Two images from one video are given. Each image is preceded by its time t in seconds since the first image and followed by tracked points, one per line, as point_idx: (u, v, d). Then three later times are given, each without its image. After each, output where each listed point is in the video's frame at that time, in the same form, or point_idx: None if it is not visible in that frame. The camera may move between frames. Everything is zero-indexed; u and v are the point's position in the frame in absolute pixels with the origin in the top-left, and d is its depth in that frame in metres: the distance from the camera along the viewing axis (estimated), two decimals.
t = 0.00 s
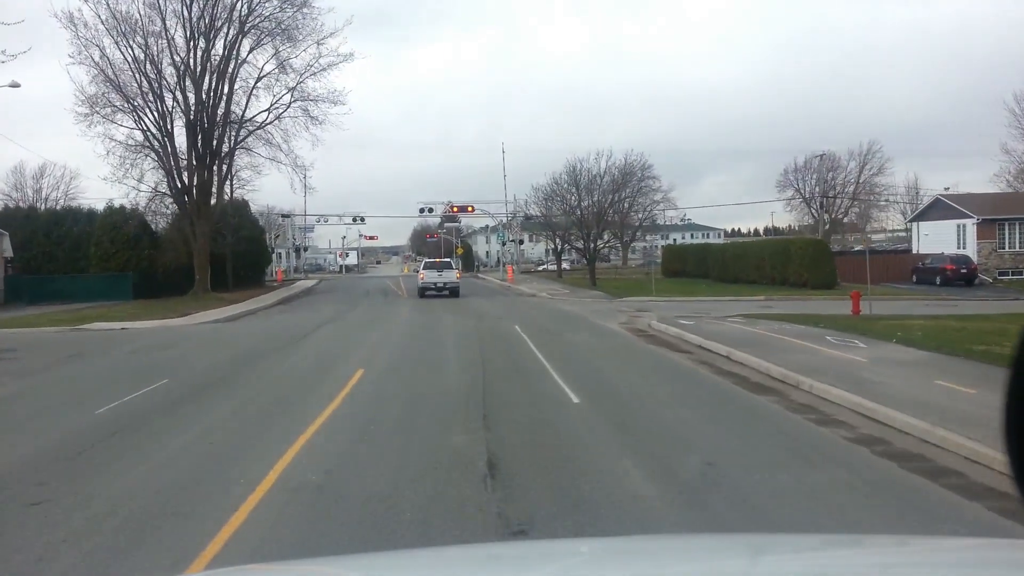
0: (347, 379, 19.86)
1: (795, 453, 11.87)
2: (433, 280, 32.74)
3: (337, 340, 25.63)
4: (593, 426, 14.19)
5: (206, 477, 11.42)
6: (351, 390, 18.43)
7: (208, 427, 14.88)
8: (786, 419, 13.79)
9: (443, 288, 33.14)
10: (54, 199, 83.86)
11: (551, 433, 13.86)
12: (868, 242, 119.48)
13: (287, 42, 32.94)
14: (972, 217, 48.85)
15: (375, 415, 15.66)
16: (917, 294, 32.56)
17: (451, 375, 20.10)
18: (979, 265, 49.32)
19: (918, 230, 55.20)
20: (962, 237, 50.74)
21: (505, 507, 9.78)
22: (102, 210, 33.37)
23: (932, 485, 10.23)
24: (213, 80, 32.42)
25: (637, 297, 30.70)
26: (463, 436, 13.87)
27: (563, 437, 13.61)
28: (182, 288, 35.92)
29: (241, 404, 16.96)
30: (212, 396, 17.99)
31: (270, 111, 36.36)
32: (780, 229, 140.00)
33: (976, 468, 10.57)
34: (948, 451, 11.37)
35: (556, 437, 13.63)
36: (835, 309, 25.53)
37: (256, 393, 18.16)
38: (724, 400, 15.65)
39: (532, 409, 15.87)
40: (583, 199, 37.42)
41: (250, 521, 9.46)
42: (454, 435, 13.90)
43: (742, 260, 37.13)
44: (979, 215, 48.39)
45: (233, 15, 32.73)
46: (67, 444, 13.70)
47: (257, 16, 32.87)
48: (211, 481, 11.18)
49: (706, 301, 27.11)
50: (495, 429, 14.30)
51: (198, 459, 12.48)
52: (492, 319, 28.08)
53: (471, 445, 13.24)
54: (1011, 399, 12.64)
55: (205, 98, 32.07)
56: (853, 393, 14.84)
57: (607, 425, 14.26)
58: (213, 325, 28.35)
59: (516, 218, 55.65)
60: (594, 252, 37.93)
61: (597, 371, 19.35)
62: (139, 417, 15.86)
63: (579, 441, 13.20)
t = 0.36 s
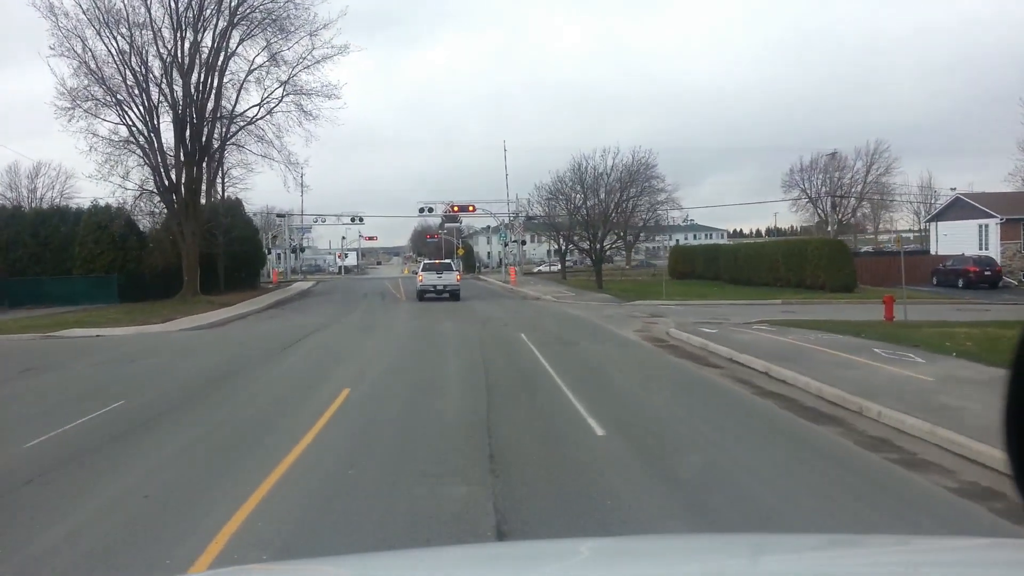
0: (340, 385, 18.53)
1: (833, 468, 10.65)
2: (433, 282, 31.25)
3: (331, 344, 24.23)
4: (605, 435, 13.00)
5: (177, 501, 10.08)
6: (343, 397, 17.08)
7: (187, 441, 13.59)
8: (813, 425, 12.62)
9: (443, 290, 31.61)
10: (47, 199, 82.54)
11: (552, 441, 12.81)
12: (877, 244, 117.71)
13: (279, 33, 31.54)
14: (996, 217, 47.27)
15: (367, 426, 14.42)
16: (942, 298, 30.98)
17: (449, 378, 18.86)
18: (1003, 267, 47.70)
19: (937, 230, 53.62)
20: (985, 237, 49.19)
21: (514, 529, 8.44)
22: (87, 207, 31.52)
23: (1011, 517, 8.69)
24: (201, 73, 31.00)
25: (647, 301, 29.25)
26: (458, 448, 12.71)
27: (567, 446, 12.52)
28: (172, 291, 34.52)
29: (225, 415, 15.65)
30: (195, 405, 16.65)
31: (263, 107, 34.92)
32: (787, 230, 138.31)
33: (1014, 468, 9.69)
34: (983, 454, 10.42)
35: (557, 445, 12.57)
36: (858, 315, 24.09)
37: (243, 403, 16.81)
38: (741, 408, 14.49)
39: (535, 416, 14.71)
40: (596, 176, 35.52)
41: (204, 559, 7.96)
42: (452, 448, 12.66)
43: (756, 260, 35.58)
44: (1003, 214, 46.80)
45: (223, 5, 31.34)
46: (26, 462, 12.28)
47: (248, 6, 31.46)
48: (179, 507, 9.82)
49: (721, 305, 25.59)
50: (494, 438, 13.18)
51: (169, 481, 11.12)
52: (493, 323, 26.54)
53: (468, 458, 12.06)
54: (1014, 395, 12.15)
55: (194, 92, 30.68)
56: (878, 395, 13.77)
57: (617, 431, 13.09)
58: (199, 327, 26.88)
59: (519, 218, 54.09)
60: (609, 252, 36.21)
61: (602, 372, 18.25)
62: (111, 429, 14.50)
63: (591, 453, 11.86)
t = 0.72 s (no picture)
0: (334, 387, 17.30)
1: (877, 476, 9.50)
2: (433, 284, 29.89)
3: (326, 346, 22.98)
4: (620, 442, 11.78)
5: (143, 517, 8.84)
6: (337, 401, 15.87)
7: (163, 448, 12.35)
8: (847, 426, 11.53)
9: (443, 292, 30.29)
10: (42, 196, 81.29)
11: (561, 444, 11.78)
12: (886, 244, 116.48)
13: (273, 24, 30.28)
14: (1018, 215, 46.09)
15: (362, 430, 13.26)
16: (966, 301, 29.65)
17: (450, 378, 17.75)
18: None
19: (954, 229, 52.41)
20: (1007, 237, 48.09)
21: (530, 543, 7.25)
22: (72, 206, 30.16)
23: None
24: (192, 65, 29.72)
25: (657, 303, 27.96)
26: (460, 450, 11.67)
27: (579, 449, 11.47)
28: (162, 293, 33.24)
29: (209, 420, 14.41)
30: (177, 409, 15.40)
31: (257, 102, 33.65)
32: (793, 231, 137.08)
33: (1012, 455, 9.37)
34: (996, 450, 9.79)
35: (568, 448, 11.55)
36: (882, 319, 22.81)
37: (227, 407, 15.56)
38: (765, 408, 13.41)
39: (542, 417, 13.63)
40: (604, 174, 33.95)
41: None
42: (453, 453, 11.54)
43: (768, 260, 34.29)
44: None
45: None
46: None
47: None
48: (144, 525, 8.57)
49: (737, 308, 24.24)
50: (498, 441, 12.11)
51: (139, 494, 9.88)
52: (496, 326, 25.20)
53: (471, 463, 11.00)
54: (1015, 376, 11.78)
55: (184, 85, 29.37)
56: (912, 394, 12.70)
57: (633, 435, 12.03)
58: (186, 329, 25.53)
59: (522, 219, 52.76)
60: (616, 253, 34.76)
61: (612, 371, 17.16)
62: (82, 435, 13.24)
63: (608, 462, 10.69)
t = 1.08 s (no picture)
0: (327, 393, 15.89)
1: (953, 489, 8.13)
2: (433, 286, 28.43)
3: (320, 350, 21.57)
4: (639, 451, 10.54)
5: (91, 548, 7.43)
6: (328, 407, 14.48)
7: (131, 460, 10.94)
8: (903, 431, 10.20)
9: (443, 295, 28.86)
10: (36, 195, 79.92)
11: (576, 453, 10.49)
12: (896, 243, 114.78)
13: (265, 14, 28.91)
14: None
15: (355, 439, 11.91)
16: (997, 304, 28.13)
17: (452, 381, 16.41)
18: None
19: (974, 227, 50.76)
20: None
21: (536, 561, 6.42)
22: (55, 204, 28.63)
23: None
24: (179, 57, 28.37)
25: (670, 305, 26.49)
26: (463, 461, 10.36)
27: (598, 460, 10.15)
28: (151, 295, 31.78)
29: (187, 429, 13.00)
30: (153, 418, 13.99)
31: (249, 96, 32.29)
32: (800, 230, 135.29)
33: (1014, 460, 8.66)
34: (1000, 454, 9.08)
35: (585, 458, 10.24)
36: (913, 323, 21.36)
37: (209, 415, 14.16)
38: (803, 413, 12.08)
39: (552, 422, 12.33)
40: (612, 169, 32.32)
41: None
42: (456, 466, 10.18)
43: (783, 260, 32.85)
44: None
45: None
46: None
47: None
48: (91, 559, 7.16)
49: (758, 312, 22.77)
50: (506, 450, 10.79)
51: (89, 516, 8.52)
52: (500, 327, 23.76)
53: (477, 476, 9.69)
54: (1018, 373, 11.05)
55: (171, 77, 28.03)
56: (962, 400, 11.38)
57: (658, 442, 10.71)
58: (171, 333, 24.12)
59: (526, 218, 51.26)
60: (625, 252, 33.15)
61: (628, 371, 15.82)
62: (42, 449, 11.84)
63: (635, 477, 9.31)
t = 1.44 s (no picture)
0: (316, 395, 14.54)
1: None
2: (433, 285, 27.05)
3: (312, 343, 20.20)
4: (664, 449, 9.26)
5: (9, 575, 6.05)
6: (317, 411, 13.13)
7: (89, 470, 9.60)
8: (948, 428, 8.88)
9: (444, 295, 27.44)
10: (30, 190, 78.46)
11: (593, 451, 9.23)
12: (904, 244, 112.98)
13: None
14: None
15: (345, 443, 10.62)
16: None
17: (450, 375, 15.15)
18: None
19: (993, 226, 49.14)
20: None
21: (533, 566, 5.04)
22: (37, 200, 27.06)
23: None
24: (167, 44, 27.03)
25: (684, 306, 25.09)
26: (466, 464, 9.08)
27: (619, 458, 8.90)
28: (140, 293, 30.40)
29: (158, 436, 11.65)
30: (121, 421, 12.64)
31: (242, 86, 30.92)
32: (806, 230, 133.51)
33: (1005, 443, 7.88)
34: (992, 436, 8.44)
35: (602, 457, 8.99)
36: (946, 327, 19.95)
37: (184, 420, 12.80)
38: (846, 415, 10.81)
39: (562, 417, 11.07)
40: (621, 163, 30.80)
41: None
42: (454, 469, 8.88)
43: (800, 258, 31.50)
44: None
45: None
46: None
47: None
48: None
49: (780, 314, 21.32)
50: (512, 450, 9.52)
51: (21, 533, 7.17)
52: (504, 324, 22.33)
53: (479, 480, 8.39)
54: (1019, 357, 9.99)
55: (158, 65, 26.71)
56: None
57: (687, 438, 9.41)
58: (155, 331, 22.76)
59: (529, 215, 49.77)
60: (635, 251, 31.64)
61: (644, 358, 14.50)
62: None
63: (663, 482, 7.98)
